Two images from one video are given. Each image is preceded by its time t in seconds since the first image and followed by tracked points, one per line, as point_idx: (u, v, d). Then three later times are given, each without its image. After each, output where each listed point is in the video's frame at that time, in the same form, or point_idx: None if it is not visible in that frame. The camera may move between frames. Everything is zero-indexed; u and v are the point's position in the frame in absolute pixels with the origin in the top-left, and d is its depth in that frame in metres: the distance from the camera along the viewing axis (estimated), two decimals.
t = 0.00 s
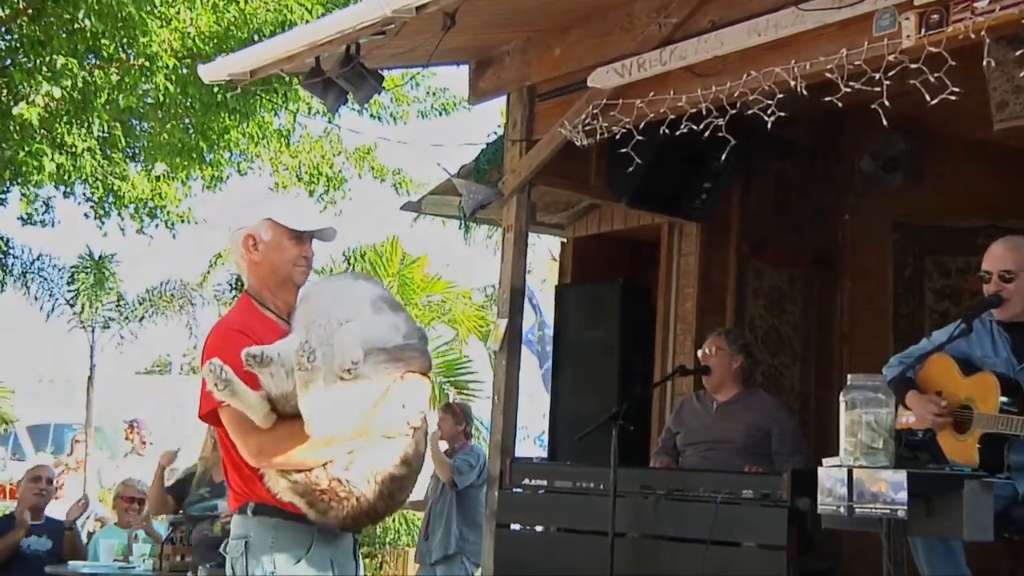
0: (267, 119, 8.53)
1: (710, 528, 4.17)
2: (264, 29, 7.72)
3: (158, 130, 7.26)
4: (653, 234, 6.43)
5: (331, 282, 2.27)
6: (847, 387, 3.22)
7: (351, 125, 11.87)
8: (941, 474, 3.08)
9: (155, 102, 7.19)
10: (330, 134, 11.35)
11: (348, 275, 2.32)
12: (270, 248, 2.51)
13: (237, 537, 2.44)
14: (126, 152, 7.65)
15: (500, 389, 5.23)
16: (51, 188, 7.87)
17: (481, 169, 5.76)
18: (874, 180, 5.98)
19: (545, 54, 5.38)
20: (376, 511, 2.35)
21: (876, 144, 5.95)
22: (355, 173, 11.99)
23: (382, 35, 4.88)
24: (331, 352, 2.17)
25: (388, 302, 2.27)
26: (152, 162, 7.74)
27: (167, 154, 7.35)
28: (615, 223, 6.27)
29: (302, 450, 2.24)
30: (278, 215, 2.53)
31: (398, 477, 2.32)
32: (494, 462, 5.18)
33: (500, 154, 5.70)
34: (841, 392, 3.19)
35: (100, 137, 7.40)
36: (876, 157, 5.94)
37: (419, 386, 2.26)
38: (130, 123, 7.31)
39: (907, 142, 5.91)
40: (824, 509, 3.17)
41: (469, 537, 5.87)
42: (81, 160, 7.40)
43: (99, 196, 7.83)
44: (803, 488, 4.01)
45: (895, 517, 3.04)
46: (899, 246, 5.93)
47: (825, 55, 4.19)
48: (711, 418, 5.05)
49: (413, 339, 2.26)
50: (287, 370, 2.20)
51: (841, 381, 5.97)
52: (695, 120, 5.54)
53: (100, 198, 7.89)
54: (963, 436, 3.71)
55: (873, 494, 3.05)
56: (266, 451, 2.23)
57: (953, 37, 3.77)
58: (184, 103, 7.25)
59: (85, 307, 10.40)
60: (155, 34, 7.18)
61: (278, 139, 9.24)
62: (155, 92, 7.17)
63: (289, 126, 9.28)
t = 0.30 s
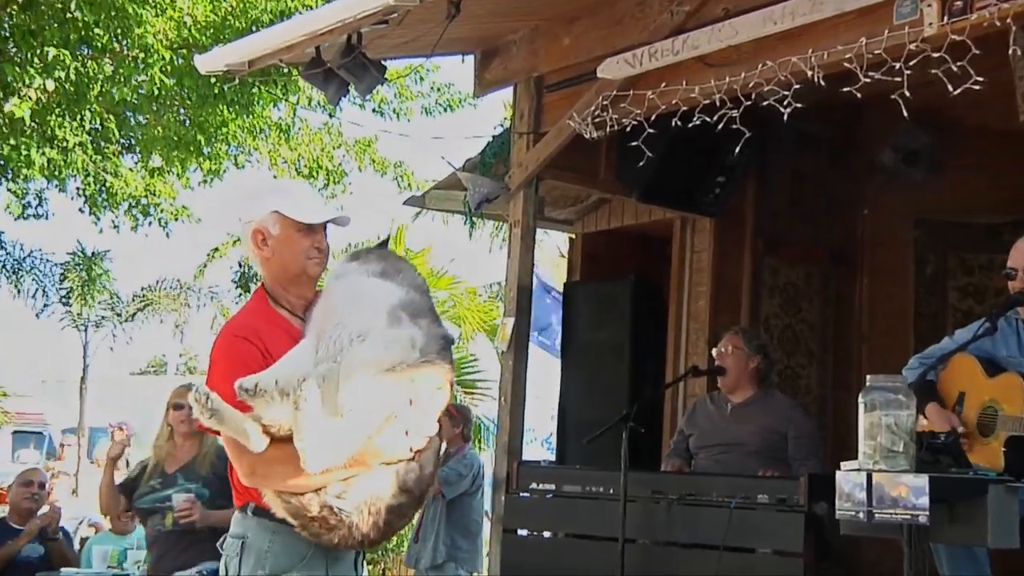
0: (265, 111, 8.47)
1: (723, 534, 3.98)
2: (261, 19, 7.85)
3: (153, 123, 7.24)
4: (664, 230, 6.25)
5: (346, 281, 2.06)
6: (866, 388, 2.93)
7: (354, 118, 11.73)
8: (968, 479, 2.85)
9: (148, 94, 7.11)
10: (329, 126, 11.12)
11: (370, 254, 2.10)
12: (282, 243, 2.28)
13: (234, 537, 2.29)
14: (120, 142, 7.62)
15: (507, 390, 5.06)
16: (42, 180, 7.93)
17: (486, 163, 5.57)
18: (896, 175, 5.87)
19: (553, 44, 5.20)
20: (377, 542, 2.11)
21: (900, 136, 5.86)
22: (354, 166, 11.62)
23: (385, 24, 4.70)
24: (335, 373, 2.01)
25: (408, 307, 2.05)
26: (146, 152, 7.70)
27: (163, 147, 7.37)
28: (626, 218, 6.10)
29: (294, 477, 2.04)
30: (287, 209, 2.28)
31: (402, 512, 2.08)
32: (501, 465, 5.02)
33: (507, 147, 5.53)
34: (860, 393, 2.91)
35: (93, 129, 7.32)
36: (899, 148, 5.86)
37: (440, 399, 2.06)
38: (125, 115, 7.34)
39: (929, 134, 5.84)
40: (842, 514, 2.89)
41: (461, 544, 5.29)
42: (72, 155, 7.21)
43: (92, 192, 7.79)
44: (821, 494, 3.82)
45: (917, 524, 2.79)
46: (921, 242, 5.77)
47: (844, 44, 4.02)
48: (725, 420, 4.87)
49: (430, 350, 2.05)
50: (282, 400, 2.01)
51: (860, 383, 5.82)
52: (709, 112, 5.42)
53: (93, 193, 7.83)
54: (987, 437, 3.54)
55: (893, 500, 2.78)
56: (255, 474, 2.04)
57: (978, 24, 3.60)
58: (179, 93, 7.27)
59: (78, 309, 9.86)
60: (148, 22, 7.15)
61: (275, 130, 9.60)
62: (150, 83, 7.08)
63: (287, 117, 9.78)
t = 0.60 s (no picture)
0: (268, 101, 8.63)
1: (744, 539, 3.79)
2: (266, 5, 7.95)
3: (154, 113, 7.64)
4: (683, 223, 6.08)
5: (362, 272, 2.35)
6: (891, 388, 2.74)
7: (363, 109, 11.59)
8: (1000, 480, 2.74)
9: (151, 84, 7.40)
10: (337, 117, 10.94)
11: (380, 248, 2.42)
12: (290, 239, 2.36)
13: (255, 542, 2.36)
14: (121, 137, 7.93)
15: (520, 389, 4.90)
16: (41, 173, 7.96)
17: (499, 155, 5.42)
18: (923, 166, 5.71)
19: (568, 32, 5.04)
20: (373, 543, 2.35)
21: (929, 126, 5.71)
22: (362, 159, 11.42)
23: (395, 11, 4.53)
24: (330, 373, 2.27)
25: (416, 298, 2.38)
26: (148, 147, 8.03)
27: (165, 138, 7.78)
28: (643, 211, 5.94)
29: (290, 479, 2.27)
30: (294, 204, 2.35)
31: (396, 505, 2.38)
32: (514, 466, 4.87)
33: (520, 138, 5.36)
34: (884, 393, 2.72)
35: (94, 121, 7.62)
36: (927, 139, 5.69)
37: (428, 391, 2.40)
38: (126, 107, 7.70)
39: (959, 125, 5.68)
40: (867, 519, 2.70)
41: (463, 550, 4.22)
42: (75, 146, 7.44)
43: (92, 183, 7.92)
44: (845, 496, 3.62)
45: (946, 529, 2.60)
46: (949, 234, 5.65)
47: (870, 30, 3.84)
48: (748, 420, 4.71)
49: (436, 341, 2.40)
50: (261, 405, 2.22)
51: (887, 381, 5.64)
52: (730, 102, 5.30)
53: (95, 184, 7.97)
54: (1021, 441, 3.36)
55: (921, 504, 2.60)
56: (256, 474, 2.28)
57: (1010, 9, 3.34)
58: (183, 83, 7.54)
59: (78, 305, 9.72)
60: (151, 12, 7.38)
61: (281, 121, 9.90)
62: (152, 72, 7.37)
63: (296, 110, 10.07)
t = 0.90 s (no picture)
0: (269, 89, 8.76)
1: (760, 541, 3.60)
2: None
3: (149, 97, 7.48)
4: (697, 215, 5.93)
5: (380, 262, 2.65)
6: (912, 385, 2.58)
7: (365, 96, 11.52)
8: None
9: (148, 67, 7.27)
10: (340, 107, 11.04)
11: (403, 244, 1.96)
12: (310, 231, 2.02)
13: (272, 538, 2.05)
14: (116, 125, 7.89)
15: (527, 385, 4.75)
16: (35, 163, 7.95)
17: (507, 144, 5.27)
18: (945, 154, 5.49)
19: (578, 16, 4.88)
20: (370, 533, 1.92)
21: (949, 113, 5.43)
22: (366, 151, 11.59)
23: None
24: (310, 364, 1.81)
25: (418, 286, 2.67)
26: (143, 136, 8.02)
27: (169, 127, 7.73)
28: (655, 201, 5.79)
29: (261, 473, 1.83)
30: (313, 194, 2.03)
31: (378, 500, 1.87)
32: (521, 466, 4.74)
33: (528, 126, 5.21)
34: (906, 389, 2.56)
35: (88, 108, 7.61)
36: (948, 127, 5.43)
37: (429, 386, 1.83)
38: (122, 94, 7.65)
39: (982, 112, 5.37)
40: (888, 519, 2.53)
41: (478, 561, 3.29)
42: (69, 132, 7.42)
43: (87, 171, 7.93)
44: (864, 495, 3.46)
45: (968, 530, 2.43)
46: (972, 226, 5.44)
47: (891, 14, 3.69)
48: (765, 417, 4.56)
49: (433, 330, 2.67)
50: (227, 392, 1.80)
51: (907, 377, 5.49)
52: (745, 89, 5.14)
53: (90, 173, 7.95)
54: None
55: (943, 504, 2.42)
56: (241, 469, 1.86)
57: None
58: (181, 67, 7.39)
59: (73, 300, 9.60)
60: None
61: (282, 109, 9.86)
62: (149, 56, 7.22)
63: (295, 95, 9.94)
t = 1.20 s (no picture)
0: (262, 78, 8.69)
1: (770, 542, 3.45)
2: None
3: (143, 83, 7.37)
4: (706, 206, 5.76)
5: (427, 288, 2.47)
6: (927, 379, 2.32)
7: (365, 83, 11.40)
8: None
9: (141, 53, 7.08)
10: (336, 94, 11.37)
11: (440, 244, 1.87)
12: (356, 226, 1.91)
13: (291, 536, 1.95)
14: (106, 113, 7.89)
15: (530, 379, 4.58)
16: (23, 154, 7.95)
17: (508, 133, 5.12)
18: (962, 142, 5.36)
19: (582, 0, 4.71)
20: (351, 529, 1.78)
21: (968, 100, 5.32)
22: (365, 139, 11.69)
23: None
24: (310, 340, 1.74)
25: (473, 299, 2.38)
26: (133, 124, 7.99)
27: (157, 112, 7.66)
28: (663, 191, 5.65)
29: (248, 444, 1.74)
30: (361, 185, 1.90)
31: (359, 486, 1.75)
32: (523, 464, 4.60)
33: (531, 115, 5.06)
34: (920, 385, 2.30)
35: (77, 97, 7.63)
36: (965, 113, 5.32)
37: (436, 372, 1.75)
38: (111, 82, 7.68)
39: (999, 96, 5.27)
40: (902, 520, 2.33)
41: None
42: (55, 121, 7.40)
43: (76, 161, 7.98)
44: (878, 496, 3.31)
45: (988, 531, 2.23)
46: (990, 218, 5.29)
47: None
48: (776, 414, 4.42)
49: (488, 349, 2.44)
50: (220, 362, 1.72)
51: (923, 372, 5.36)
52: (756, 75, 4.98)
53: (78, 164, 8.00)
54: None
55: (960, 504, 2.22)
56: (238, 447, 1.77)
57: None
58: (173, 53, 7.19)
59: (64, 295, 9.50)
60: None
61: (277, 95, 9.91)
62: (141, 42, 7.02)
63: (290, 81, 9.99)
